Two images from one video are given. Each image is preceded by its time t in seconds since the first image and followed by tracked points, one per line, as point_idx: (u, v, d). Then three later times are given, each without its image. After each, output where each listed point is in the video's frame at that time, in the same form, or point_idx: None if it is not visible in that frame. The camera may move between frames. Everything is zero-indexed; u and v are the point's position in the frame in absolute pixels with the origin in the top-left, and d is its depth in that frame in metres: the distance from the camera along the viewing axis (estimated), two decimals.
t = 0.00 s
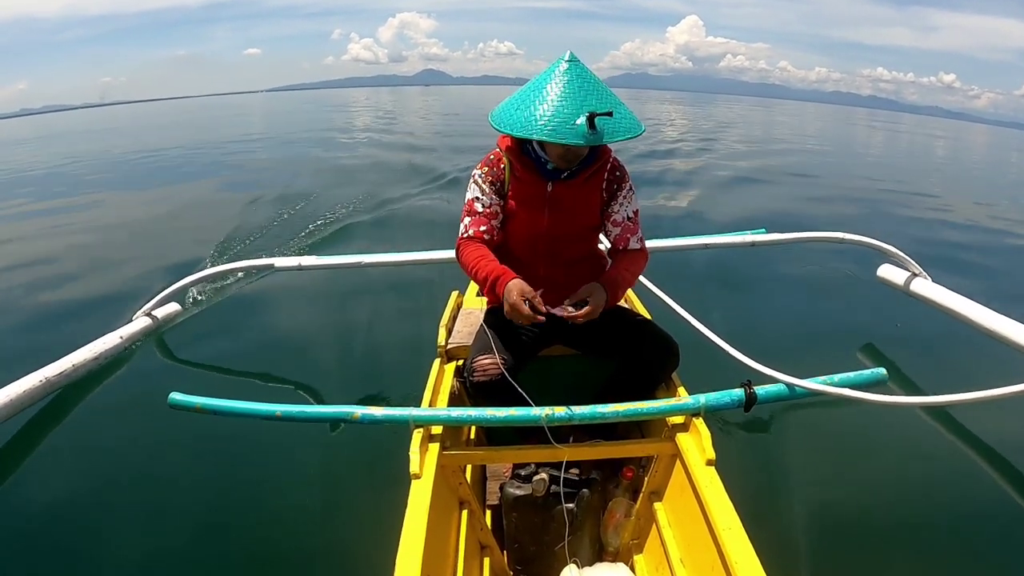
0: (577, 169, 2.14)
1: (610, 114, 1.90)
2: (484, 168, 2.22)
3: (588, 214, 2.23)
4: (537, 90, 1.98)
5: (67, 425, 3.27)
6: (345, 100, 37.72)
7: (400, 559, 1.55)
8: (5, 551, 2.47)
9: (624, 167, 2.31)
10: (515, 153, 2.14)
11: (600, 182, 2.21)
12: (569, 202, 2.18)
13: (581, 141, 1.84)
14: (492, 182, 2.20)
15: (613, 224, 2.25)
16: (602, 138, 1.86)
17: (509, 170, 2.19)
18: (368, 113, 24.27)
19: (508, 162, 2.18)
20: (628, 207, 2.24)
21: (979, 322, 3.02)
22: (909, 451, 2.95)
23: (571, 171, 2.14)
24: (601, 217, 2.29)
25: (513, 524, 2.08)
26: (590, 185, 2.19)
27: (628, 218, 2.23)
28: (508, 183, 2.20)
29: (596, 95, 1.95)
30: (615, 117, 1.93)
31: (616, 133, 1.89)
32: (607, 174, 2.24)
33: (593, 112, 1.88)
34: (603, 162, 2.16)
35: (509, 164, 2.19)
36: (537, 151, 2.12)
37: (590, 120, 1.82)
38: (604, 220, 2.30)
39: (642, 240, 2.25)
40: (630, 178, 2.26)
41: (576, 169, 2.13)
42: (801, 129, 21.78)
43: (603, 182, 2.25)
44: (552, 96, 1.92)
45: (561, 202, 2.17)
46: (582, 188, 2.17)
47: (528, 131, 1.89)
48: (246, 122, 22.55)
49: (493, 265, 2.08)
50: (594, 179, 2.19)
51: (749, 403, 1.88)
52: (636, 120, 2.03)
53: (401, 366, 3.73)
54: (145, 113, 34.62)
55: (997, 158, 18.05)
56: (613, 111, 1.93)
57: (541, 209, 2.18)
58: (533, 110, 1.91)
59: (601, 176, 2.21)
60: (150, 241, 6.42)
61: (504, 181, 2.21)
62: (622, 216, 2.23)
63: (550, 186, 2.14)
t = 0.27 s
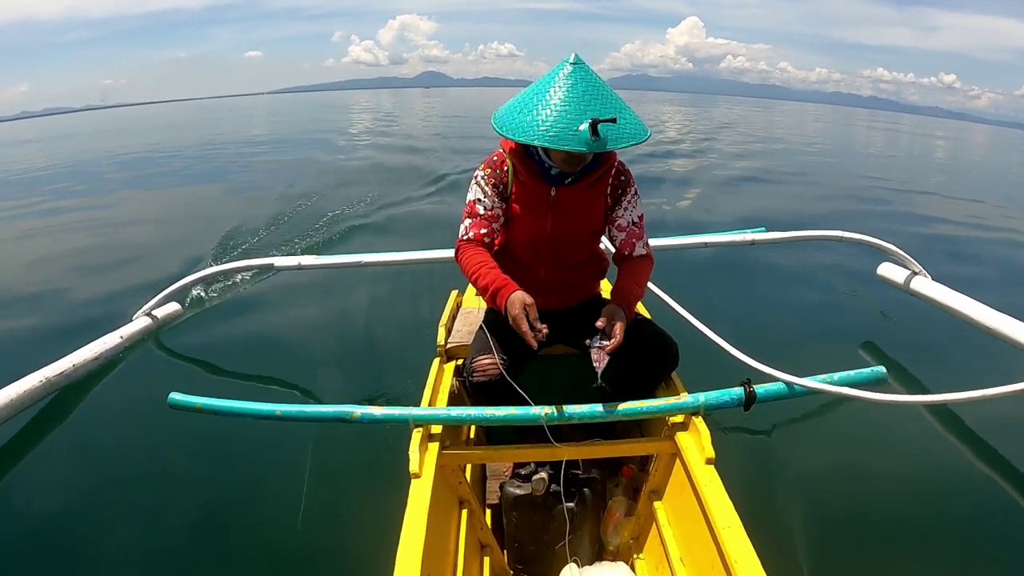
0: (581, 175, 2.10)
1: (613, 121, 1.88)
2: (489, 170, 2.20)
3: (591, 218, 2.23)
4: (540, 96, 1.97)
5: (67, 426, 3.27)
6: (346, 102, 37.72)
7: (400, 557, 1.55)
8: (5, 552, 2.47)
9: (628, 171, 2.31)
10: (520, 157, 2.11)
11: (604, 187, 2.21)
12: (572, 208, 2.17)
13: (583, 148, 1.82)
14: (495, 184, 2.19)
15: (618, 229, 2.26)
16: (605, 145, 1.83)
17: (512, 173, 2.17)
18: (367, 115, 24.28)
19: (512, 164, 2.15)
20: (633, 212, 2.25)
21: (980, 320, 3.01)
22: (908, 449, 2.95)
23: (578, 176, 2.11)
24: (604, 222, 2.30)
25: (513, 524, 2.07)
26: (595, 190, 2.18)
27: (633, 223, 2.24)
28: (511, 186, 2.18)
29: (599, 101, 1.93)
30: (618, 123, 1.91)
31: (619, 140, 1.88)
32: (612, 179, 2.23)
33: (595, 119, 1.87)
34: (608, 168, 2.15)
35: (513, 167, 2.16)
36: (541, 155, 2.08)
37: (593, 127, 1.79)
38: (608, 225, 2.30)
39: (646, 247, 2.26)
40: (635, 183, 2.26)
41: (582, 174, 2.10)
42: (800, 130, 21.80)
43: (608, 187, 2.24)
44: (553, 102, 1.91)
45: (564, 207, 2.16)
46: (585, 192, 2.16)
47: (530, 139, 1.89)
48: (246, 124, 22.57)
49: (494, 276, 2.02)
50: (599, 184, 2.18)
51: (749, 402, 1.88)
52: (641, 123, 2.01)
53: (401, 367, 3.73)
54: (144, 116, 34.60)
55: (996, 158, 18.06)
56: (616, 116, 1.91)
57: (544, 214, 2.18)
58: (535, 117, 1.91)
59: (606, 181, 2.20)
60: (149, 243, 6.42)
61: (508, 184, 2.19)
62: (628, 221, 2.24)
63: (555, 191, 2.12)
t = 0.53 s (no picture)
0: (595, 150, 2.17)
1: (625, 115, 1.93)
2: (506, 153, 2.23)
3: (605, 199, 2.26)
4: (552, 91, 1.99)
5: (71, 430, 3.25)
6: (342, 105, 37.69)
7: (411, 555, 1.55)
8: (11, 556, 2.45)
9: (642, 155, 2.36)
10: (536, 140, 2.20)
11: (618, 169, 2.25)
12: (587, 185, 2.20)
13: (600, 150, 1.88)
14: (512, 167, 2.22)
15: (646, 207, 2.31)
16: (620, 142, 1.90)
17: (529, 153, 2.21)
18: (363, 117, 24.24)
19: (529, 146, 2.20)
20: (655, 187, 2.29)
21: (984, 312, 3.05)
22: (916, 445, 2.96)
23: (590, 154, 2.18)
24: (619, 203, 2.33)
25: (523, 522, 2.07)
26: (608, 171, 2.22)
27: (657, 197, 2.29)
28: (527, 168, 2.21)
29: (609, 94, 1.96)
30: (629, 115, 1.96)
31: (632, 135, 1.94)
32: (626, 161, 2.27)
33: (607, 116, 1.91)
34: (619, 149, 2.22)
35: (530, 148, 2.21)
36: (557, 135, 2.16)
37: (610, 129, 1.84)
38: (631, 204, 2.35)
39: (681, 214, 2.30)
40: (648, 165, 2.30)
41: (594, 151, 2.17)
42: (795, 133, 21.94)
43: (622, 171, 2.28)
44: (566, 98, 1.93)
45: (578, 186, 2.20)
46: (599, 172, 2.20)
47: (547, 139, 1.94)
48: (241, 127, 22.49)
49: (486, 270, 2.05)
50: (611, 165, 2.23)
51: (755, 396, 1.87)
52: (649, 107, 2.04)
53: (405, 369, 3.73)
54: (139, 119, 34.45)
55: (989, 162, 18.22)
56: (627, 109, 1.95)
57: (559, 193, 2.21)
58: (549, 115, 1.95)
59: (619, 163, 2.25)
60: (148, 246, 6.39)
61: (524, 166, 2.22)
62: (652, 196, 2.29)
63: (570, 169, 2.17)
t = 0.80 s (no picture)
0: (587, 149, 2.18)
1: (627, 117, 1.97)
2: (499, 154, 2.24)
3: (600, 196, 2.26)
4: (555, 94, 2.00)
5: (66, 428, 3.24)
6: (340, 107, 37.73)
7: (408, 550, 1.56)
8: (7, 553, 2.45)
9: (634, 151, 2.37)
10: (528, 139, 2.22)
11: (610, 165, 2.26)
12: (580, 183, 2.21)
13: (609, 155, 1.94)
14: (506, 167, 2.23)
15: (640, 200, 2.30)
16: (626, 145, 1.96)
17: (522, 154, 2.22)
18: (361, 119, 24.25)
19: (520, 145, 2.22)
20: (649, 180, 2.29)
21: (982, 313, 3.07)
22: (915, 446, 2.97)
23: (582, 152, 2.19)
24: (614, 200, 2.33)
25: (520, 521, 2.08)
26: (600, 168, 2.23)
27: (652, 190, 2.28)
28: (521, 168, 2.22)
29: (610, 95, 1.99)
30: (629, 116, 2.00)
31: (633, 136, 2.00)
32: (618, 157, 2.28)
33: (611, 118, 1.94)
34: (611, 145, 2.23)
35: (522, 148, 2.22)
36: (549, 133, 2.18)
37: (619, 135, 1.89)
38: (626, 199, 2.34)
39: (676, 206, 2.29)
40: (640, 159, 2.31)
41: (587, 148, 2.18)
42: (792, 135, 22.01)
43: (615, 166, 2.29)
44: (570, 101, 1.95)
45: (572, 184, 2.21)
46: (592, 169, 2.21)
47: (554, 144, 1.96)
48: (239, 128, 22.48)
49: (485, 266, 2.04)
50: (604, 162, 2.24)
51: (753, 396, 1.86)
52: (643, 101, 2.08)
53: (403, 368, 3.71)
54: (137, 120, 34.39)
55: (985, 163, 18.28)
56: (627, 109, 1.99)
57: (553, 191, 2.21)
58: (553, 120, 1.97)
59: (611, 160, 2.26)
60: (146, 246, 6.38)
61: (518, 166, 2.23)
62: (646, 189, 2.28)
63: (563, 168, 2.19)
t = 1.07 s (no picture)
0: (576, 150, 2.16)
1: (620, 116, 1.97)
2: (488, 159, 2.22)
3: (591, 196, 2.24)
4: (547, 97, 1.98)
5: (60, 430, 3.20)
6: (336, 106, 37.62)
7: (402, 551, 1.54)
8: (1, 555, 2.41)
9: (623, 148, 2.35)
10: (516, 142, 2.19)
11: (600, 164, 2.24)
12: (571, 184, 2.19)
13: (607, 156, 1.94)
14: (496, 172, 2.20)
15: (631, 198, 2.28)
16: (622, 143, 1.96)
17: (511, 157, 2.20)
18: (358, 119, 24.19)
19: (509, 148, 2.19)
20: (640, 179, 2.27)
21: (980, 317, 3.06)
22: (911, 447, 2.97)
23: (571, 153, 2.17)
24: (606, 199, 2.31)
25: (515, 521, 2.05)
26: (590, 167, 2.21)
27: (643, 189, 2.27)
28: (511, 172, 2.20)
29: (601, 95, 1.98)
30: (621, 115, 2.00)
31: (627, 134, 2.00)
32: (607, 155, 2.27)
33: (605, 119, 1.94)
34: (600, 144, 2.21)
35: (511, 152, 2.20)
36: (537, 134, 2.16)
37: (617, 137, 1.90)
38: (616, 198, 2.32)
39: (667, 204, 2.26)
40: (630, 156, 2.29)
41: (577, 148, 2.16)
42: (788, 132, 22.02)
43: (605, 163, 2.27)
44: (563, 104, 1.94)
45: (563, 186, 2.19)
46: (582, 169, 2.19)
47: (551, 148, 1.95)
48: (233, 129, 22.34)
49: (480, 270, 2.02)
50: (594, 161, 2.22)
51: (750, 399, 1.85)
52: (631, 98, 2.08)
53: (399, 369, 3.68)
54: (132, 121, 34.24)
55: (982, 158, 18.26)
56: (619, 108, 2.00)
57: (544, 193, 2.20)
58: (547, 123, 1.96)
59: (601, 159, 2.24)
60: (142, 247, 6.35)
61: (508, 171, 2.21)
62: (638, 188, 2.27)
63: (553, 170, 2.17)
